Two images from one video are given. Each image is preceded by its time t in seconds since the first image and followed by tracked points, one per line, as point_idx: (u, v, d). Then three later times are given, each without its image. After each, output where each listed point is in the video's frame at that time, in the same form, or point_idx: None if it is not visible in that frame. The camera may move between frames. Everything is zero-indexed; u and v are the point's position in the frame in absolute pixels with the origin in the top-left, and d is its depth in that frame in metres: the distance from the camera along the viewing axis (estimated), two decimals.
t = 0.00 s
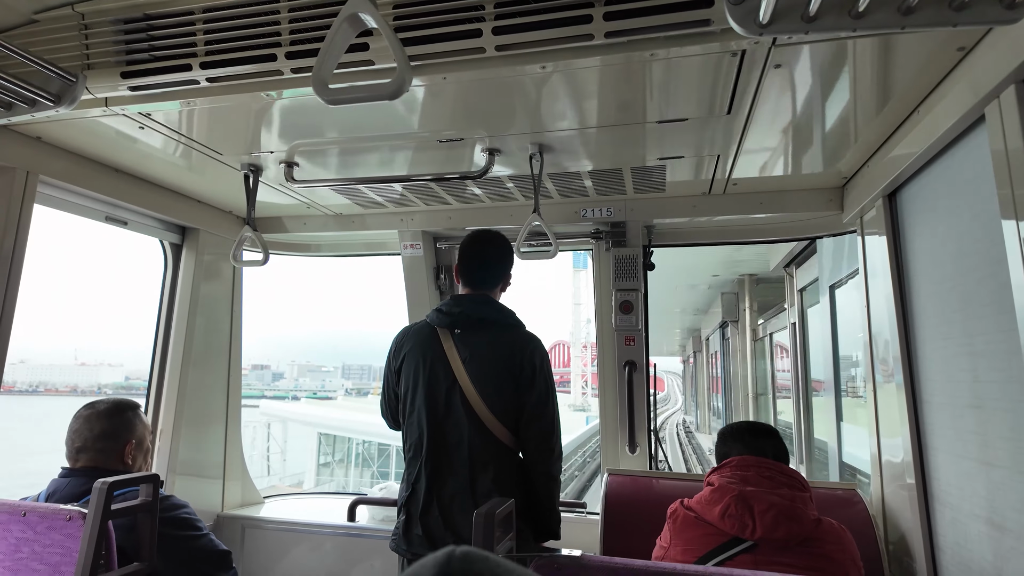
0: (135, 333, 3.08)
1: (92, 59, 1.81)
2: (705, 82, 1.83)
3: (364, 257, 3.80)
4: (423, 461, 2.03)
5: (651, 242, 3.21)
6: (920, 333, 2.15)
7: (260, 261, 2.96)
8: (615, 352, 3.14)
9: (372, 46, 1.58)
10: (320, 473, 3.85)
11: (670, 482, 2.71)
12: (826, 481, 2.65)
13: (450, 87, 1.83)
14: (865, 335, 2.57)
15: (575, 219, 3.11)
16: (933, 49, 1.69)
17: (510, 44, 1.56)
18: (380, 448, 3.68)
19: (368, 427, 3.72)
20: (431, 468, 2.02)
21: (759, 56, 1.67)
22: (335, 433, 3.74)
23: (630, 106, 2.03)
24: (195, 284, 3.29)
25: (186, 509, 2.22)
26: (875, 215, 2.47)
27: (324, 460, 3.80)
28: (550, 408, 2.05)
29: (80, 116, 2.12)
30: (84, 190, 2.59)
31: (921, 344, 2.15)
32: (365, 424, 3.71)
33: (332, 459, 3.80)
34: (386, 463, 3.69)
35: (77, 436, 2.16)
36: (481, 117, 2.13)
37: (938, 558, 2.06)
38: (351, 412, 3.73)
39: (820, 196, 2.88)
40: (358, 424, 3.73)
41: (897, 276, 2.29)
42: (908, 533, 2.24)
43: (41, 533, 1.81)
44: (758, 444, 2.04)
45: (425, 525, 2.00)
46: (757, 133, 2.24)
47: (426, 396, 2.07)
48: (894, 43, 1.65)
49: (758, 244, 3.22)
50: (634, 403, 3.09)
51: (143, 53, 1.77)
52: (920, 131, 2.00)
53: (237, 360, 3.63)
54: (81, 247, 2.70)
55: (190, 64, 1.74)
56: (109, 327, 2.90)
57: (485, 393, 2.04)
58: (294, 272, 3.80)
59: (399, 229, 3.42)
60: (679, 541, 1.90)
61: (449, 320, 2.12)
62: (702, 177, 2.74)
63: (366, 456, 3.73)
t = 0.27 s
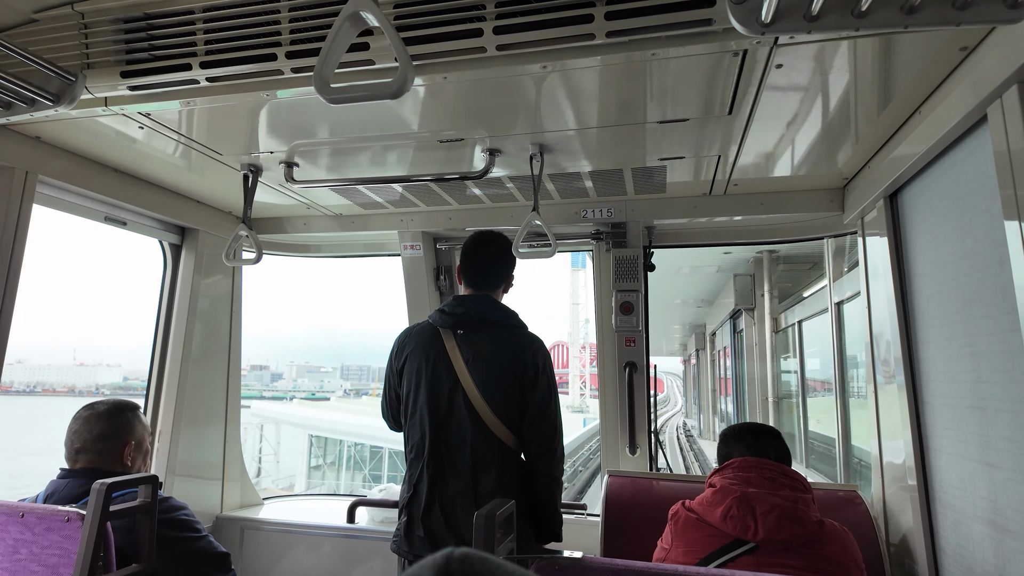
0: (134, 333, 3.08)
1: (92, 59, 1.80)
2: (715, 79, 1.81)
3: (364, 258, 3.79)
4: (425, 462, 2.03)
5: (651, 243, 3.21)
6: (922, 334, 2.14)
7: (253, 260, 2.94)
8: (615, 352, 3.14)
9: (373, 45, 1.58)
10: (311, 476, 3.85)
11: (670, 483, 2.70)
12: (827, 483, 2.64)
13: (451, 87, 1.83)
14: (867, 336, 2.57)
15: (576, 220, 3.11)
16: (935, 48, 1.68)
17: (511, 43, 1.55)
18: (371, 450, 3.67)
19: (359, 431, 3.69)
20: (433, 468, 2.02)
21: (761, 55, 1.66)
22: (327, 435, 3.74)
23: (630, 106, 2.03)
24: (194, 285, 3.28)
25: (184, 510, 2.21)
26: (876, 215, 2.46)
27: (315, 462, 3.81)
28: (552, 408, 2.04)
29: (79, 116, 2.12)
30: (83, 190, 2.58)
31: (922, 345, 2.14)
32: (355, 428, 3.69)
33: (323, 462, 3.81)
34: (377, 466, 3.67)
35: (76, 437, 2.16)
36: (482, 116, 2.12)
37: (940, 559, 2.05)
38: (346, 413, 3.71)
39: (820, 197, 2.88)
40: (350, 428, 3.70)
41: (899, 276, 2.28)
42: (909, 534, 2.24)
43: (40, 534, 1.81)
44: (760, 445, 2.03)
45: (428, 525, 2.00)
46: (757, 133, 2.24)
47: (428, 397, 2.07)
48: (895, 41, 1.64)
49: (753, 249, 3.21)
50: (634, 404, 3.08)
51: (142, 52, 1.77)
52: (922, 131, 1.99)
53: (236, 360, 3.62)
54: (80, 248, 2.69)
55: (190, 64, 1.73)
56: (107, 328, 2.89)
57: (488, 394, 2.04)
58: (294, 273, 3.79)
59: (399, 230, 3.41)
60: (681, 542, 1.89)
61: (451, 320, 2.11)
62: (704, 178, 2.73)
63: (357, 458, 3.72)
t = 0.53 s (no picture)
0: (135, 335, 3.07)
1: (93, 60, 1.80)
2: (716, 81, 1.81)
3: (364, 259, 3.79)
4: (428, 463, 2.03)
5: (653, 244, 3.21)
6: (925, 335, 2.14)
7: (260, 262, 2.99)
8: (617, 353, 3.13)
9: (375, 47, 1.58)
10: (303, 479, 3.85)
11: (670, 484, 2.70)
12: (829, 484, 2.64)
13: (452, 88, 1.83)
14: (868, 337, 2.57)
15: (577, 220, 3.10)
16: (937, 50, 1.68)
17: (514, 45, 1.55)
18: (364, 453, 3.69)
19: (352, 435, 3.68)
20: (436, 470, 2.02)
21: (764, 56, 1.66)
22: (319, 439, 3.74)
23: (630, 108, 2.03)
24: (196, 286, 3.28)
25: (186, 512, 2.21)
26: (878, 216, 2.46)
27: (307, 466, 3.81)
28: (554, 410, 2.05)
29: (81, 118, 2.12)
30: (84, 191, 2.58)
31: (925, 346, 2.14)
32: (348, 432, 3.69)
33: (315, 465, 3.81)
34: (370, 469, 3.70)
35: (76, 439, 2.15)
36: (483, 118, 2.12)
37: (942, 561, 2.05)
38: (340, 416, 3.68)
39: (822, 198, 2.87)
40: (345, 432, 3.69)
41: (900, 277, 2.28)
42: (912, 535, 2.23)
43: (41, 537, 1.80)
44: (763, 447, 2.02)
45: (430, 527, 2.00)
46: (759, 135, 2.23)
47: (431, 398, 2.07)
48: (897, 42, 1.64)
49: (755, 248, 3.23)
50: (636, 405, 3.08)
51: (143, 54, 1.77)
52: (925, 132, 1.98)
53: (237, 361, 3.61)
54: (81, 250, 2.69)
55: (192, 66, 1.73)
56: (107, 329, 2.88)
57: (491, 395, 2.04)
58: (295, 274, 3.79)
59: (400, 231, 3.41)
60: (683, 545, 1.89)
61: (454, 322, 2.11)
62: (706, 179, 2.73)
63: (350, 461, 3.74)
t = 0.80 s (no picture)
0: (146, 336, 3.07)
1: (112, 63, 1.79)
2: (720, 90, 1.84)
3: (373, 262, 3.79)
4: (443, 468, 2.01)
5: (665, 248, 3.21)
6: (942, 340, 2.14)
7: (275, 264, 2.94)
8: (629, 357, 3.13)
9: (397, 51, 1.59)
10: (296, 483, 3.85)
11: (680, 489, 2.69)
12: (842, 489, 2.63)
13: (472, 92, 1.83)
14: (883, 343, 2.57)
15: (590, 224, 3.09)
16: (958, 58, 1.68)
17: (537, 50, 1.55)
18: (357, 455, 3.78)
19: (348, 436, 3.77)
20: (450, 475, 2.00)
21: (788, 61, 1.65)
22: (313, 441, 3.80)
23: (644, 111, 2.01)
24: (207, 288, 3.28)
25: (200, 516, 2.20)
26: (894, 222, 2.46)
27: (300, 468, 3.83)
28: (569, 414, 2.04)
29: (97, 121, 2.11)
30: (97, 193, 2.58)
31: (942, 352, 2.14)
32: (342, 434, 3.77)
33: (307, 467, 3.84)
34: (362, 472, 3.80)
35: (91, 442, 2.15)
36: (499, 122, 2.11)
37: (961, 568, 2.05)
38: (336, 417, 3.76)
39: (836, 203, 2.87)
40: (341, 433, 3.77)
41: (918, 283, 2.28)
42: (928, 541, 2.23)
43: (57, 541, 1.79)
44: (781, 453, 2.01)
45: (445, 532, 1.98)
46: (774, 141, 2.23)
47: (446, 403, 2.05)
48: (916, 51, 1.64)
49: (768, 250, 3.25)
50: (648, 409, 3.07)
51: (163, 57, 1.76)
52: (946, 138, 1.98)
53: (246, 364, 3.61)
54: (93, 252, 2.69)
55: (212, 69, 1.72)
56: (117, 332, 2.87)
57: (506, 400, 2.03)
58: (305, 276, 3.79)
59: (410, 234, 3.40)
60: (702, 551, 1.89)
61: (468, 326, 2.10)
62: (720, 184, 2.73)
63: (342, 464, 3.83)
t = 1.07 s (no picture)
0: (156, 335, 3.07)
1: (129, 61, 1.78)
2: (725, 92, 1.85)
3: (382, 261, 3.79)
4: (458, 467, 2.01)
5: (676, 248, 3.22)
6: (959, 340, 2.15)
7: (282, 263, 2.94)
8: (640, 357, 3.13)
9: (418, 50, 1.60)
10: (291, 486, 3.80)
11: (691, 489, 2.69)
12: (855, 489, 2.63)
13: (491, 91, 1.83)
14: (895, 342, 2.59)
15: (601, 223, 3.10)
16: (977, 59, 1.68)
17: (560, 48, 1.56)
18: (351, 459, 3.79)
19: (343, 440, 3.77)
20: (466, 474, 2.00)
21: (810, 60, 1.64)
22: (307, 442, 3.78)
23: (656, 109, 1.99)
24: (217, 287, 3.28)
25: (214, 515, 2.19)
26: (909, 221, 2.46)
27: (295, 471, 3.80)
28: (584, 413, 2.05)
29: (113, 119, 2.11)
30: (110, 192, 2.58)
31: (959, 353, 2.15)
32: (337, 438, 3.77)
33: (302, 470, 3.81)
34: (356, 476, 3.82)
35: (105, 441, 2.14)
36: (514, 120, 2.11)
37: (978, 568, 2.06)
38: (332, 420, 3.77)
39: (848, 203, 2.88)
40: (337, 437, 3.77)
41: (933, 283, 2.29)
42: (943, 540, 2.24)
43: (73, 540, 1.76)
44: (798, 453, 2.01)
45: (460, 531, 1.97)
46: (788, 141, 2.23)
47: (461, 402, 2.04)
48: (934, 53, 1.64)
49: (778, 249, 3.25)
50: (659, 408, 3.07)
51: (181, 55, 1.76)
52: (965, 138, 1.98)
53: (256, 363, 3.60)
54: (105, 250, 2.69)
55: (231, 67, 1.72)
56: (126, 331, 2.87)
57: (521, 399, 2.02)
58: (314, 276, 3.79)
59: (420, 234, 3.40)
60: (717, 550, 1.88)
61: (483, 325, 2.09)
62: (732, 183, 2.74)
63: (336, 468, 3.82)
